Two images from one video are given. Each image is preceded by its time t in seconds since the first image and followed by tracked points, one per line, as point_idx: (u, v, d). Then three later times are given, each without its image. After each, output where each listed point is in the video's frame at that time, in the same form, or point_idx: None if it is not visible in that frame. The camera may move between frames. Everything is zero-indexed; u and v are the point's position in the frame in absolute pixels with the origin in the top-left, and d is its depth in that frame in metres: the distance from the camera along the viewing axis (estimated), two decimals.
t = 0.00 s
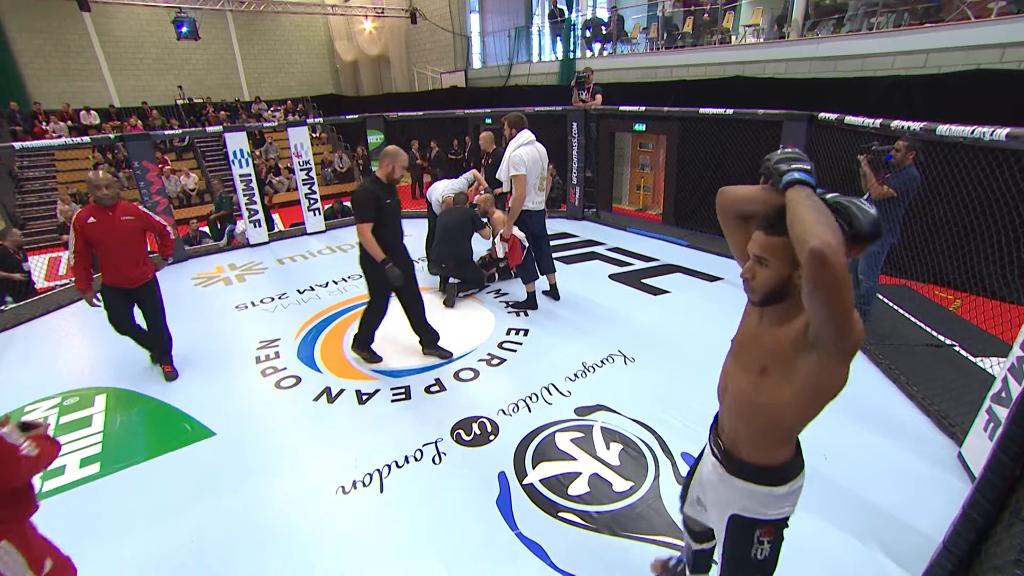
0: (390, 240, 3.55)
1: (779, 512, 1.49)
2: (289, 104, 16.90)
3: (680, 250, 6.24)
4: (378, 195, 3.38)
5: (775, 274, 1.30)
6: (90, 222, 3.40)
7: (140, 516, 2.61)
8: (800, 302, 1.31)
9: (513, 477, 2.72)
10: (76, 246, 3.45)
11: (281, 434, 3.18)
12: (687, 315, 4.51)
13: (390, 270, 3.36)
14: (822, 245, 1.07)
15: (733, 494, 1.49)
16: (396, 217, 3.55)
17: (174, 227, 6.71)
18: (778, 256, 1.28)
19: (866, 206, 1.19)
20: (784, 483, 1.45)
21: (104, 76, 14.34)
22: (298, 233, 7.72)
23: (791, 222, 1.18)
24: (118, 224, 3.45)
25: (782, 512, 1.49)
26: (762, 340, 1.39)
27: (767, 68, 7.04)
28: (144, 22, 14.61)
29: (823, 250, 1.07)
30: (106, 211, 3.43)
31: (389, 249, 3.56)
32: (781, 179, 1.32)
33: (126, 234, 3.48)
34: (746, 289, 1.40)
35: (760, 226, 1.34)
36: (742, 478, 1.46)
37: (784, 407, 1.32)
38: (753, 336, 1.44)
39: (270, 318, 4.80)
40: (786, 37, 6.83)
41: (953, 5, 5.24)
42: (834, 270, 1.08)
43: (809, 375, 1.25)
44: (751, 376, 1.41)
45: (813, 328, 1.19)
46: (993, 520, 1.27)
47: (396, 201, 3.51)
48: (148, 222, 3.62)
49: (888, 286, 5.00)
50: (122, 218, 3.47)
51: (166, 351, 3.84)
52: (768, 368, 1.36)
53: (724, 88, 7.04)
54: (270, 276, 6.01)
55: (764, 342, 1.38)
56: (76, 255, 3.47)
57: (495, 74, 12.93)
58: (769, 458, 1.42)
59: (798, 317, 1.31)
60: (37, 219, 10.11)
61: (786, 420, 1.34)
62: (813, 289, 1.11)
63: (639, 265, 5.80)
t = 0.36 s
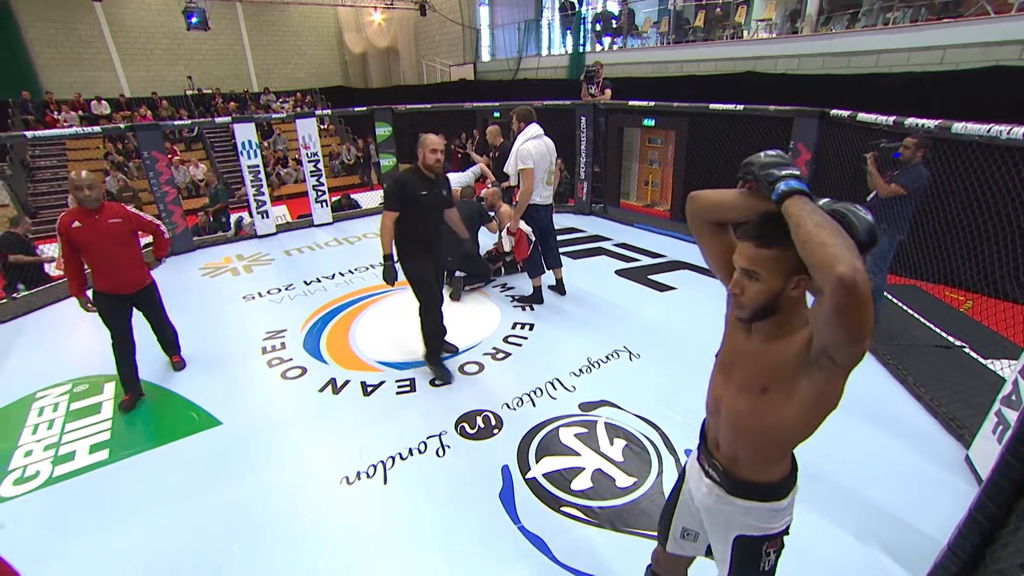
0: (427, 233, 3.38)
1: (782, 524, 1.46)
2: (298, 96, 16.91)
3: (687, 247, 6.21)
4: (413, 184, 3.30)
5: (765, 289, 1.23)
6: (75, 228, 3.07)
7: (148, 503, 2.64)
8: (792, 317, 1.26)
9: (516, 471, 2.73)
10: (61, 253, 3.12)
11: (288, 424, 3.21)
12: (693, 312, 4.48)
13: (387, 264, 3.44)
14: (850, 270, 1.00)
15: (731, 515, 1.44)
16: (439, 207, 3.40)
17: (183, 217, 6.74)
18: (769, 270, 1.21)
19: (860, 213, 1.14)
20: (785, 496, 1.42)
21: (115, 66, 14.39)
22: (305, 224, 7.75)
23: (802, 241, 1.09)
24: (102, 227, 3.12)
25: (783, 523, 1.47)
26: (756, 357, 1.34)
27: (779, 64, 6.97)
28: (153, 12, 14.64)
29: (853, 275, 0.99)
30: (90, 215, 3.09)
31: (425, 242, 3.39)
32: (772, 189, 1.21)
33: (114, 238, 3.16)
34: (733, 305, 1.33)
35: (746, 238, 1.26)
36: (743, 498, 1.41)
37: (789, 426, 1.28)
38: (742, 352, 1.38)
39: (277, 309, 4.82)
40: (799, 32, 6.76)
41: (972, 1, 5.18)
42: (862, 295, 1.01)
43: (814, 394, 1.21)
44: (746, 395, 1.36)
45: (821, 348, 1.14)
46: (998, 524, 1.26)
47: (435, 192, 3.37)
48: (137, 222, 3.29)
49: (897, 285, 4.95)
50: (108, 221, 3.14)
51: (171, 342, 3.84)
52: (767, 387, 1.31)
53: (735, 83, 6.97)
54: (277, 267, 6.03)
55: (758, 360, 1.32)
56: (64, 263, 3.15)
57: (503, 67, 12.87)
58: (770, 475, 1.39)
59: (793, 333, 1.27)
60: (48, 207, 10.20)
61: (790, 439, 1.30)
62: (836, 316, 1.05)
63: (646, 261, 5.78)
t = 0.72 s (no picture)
0: (463, 244, 3.06)
1: (728, 546, 1.44)
2: (319, 89, 17.05)
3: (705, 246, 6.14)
4: (440, 193, 3.00)
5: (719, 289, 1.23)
6: (70, 222, 2.94)
7: (167, 487, 2.69)
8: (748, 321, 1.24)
9: (527, 467, 2.73)
10: (55, 249, 2.98)
11: (303, 413, 3.25)
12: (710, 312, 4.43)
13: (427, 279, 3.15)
14: (783, 261, 0.97)
15: (682, 532, 1.42)
16: (472, 215, 3.10)
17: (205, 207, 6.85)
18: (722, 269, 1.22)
19: (812, 216, 1.11)
20: (734, 515, 1.40)
21: (142, 58, 14.65)
22: (323, 216, 7.82)
23: (745, 234, 1.08)
24: (101, 221, 2.98)
25: (730, 546, 1.45)
26: (709, 363, 1.31)
27: (805, 61, 6.84)
28: (180, 5, 14.86)
29: (785, 266, 0.96)
30: (87, 208, 2.96)
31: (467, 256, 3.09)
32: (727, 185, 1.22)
33: (112, 233, 3.02)
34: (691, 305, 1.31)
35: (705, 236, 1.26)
36: (693, 514, 1.39)
37: (733, 436, 1.25)
38: (698, 356, 1.35)
39: (294, 300, 4.88)
40: (827, 28, 6.62)
41: None
42: (796, 289, 0.97)
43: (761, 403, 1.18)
44: (696, 402, 1.32)
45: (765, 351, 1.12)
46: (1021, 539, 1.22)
47: (466, 200, 3.06)
48: (136, 216, 3.16)
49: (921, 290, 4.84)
50: (106, 214, 3.00)
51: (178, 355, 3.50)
52: (716, 392, 1.28)
53: (759, 81, 6.86)
54: (295, 258, 6.10)
55: (710, 365, 1.29)
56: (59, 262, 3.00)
57: (524, 62, 12.82)
58: (717, 489, 1.36)
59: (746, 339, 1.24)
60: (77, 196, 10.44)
61: (736, 451, 1.27)
62: (771, 311, 1.01)
63: (663, 260, 5.72)
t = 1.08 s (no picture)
0: (479, 259, 2.89)
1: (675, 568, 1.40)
2: (344, 88, 17.30)
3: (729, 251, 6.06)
4: (454, 204, 2.91)
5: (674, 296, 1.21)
6: (99, 224, 2.79)
7: (191, 474, 2.76)
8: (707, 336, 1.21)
9: (542, 468, 2.72)
10: (83, 249, 2.84)
11: (322, 407, 3.29)
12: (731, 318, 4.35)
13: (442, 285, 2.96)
14: (660, 266, 0.99)
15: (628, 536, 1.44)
16: (491, 228, 2.90)
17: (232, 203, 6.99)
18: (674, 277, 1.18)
19: (762, 224, 1.03)
20: (683, 537, 1.37)
21: (175, 56, 15.03)
22: (346, 213, 7.92)
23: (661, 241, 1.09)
24: (131, 226, 2.82)
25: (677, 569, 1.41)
26: (666, 373, 1.32)
27: (836, 63, 6.70)
28: (212, 4, 15.22)
29: (657, 272, 0.98)
30: (119, 213, 2.79)
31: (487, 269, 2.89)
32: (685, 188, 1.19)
33: (140, 241, 2.84)
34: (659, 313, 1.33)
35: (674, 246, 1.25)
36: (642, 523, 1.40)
37: (672, 450, 1.25)
38: (662, 368, 1.37)
39: (316, 295, 4.95)
40: (861, 29, 6.46)
41: None
42: (672, 298, 0.98)
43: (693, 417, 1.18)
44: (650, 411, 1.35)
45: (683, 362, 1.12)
46: None
47: (483, 211, 2.88)
48: (168, 227, 2.95)
49: (952, 300, 4.69)
50: (137, 220, 2.83)
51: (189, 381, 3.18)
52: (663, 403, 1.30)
53: (789, 82, 6.70)
54: (318, 254, 6.19)
55: (667, 375, 1.31)
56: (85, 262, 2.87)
57: (548, 63, 12.81)
58: (666, 506, 1.35)
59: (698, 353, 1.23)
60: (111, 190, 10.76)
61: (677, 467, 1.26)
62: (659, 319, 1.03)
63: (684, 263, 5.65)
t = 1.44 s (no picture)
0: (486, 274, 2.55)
1: None
2: (365, 83, 17.44)
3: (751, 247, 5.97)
4: (468, 208, 2.63)
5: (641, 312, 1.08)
6: (126, 225, 2.75)
7: (217, 461, 2.83)
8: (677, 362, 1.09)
9: (560, 461, 2.72)
10: (104, 244, 2.79)
11: (343, 398, 3.34)
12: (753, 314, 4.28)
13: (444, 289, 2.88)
14: (571, 283, 0.89)
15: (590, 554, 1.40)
16: (499, 239, 2.54)
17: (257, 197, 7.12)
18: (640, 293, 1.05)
19: (728, 254, 0.94)
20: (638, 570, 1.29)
21: (201, 54, 15.31)
22: (367, 207, 8.00)
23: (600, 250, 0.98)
24: (158, 229, 2.78)
25: None
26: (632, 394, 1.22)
27: (866, 53, 6.53)
28: (237, 2, 15.46)
29: (565, 286, 0.89)
30: (146, 214, 2.77)
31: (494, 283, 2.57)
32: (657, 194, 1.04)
33: (167, 243, 2.81)
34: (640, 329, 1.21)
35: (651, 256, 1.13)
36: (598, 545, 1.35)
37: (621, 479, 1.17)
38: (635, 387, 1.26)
39: (337, 288, 5.02)
40: (893, 17, 6.28)
41: None
42: (586, 320, 0.89)
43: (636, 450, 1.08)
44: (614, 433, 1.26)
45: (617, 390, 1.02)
46: None
47: (492, 217, 2.53)
48: (194, 227, 2.93)
49: (985, 298, 4.54)
50: (164, 222, 2.80)
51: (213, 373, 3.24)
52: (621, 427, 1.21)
53: (818, 73, 6.53)
54: (339, 248, 6.27)
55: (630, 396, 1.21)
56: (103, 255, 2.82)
57: (568, 56, 12.74)
58: (623, 536, 1.27)
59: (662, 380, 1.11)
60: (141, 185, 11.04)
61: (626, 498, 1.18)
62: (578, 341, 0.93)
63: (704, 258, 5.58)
